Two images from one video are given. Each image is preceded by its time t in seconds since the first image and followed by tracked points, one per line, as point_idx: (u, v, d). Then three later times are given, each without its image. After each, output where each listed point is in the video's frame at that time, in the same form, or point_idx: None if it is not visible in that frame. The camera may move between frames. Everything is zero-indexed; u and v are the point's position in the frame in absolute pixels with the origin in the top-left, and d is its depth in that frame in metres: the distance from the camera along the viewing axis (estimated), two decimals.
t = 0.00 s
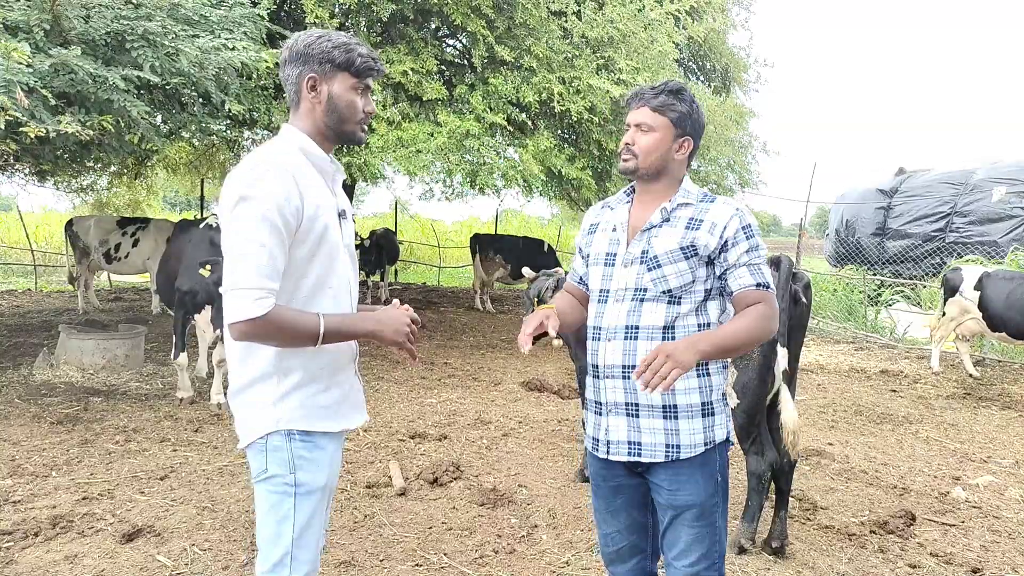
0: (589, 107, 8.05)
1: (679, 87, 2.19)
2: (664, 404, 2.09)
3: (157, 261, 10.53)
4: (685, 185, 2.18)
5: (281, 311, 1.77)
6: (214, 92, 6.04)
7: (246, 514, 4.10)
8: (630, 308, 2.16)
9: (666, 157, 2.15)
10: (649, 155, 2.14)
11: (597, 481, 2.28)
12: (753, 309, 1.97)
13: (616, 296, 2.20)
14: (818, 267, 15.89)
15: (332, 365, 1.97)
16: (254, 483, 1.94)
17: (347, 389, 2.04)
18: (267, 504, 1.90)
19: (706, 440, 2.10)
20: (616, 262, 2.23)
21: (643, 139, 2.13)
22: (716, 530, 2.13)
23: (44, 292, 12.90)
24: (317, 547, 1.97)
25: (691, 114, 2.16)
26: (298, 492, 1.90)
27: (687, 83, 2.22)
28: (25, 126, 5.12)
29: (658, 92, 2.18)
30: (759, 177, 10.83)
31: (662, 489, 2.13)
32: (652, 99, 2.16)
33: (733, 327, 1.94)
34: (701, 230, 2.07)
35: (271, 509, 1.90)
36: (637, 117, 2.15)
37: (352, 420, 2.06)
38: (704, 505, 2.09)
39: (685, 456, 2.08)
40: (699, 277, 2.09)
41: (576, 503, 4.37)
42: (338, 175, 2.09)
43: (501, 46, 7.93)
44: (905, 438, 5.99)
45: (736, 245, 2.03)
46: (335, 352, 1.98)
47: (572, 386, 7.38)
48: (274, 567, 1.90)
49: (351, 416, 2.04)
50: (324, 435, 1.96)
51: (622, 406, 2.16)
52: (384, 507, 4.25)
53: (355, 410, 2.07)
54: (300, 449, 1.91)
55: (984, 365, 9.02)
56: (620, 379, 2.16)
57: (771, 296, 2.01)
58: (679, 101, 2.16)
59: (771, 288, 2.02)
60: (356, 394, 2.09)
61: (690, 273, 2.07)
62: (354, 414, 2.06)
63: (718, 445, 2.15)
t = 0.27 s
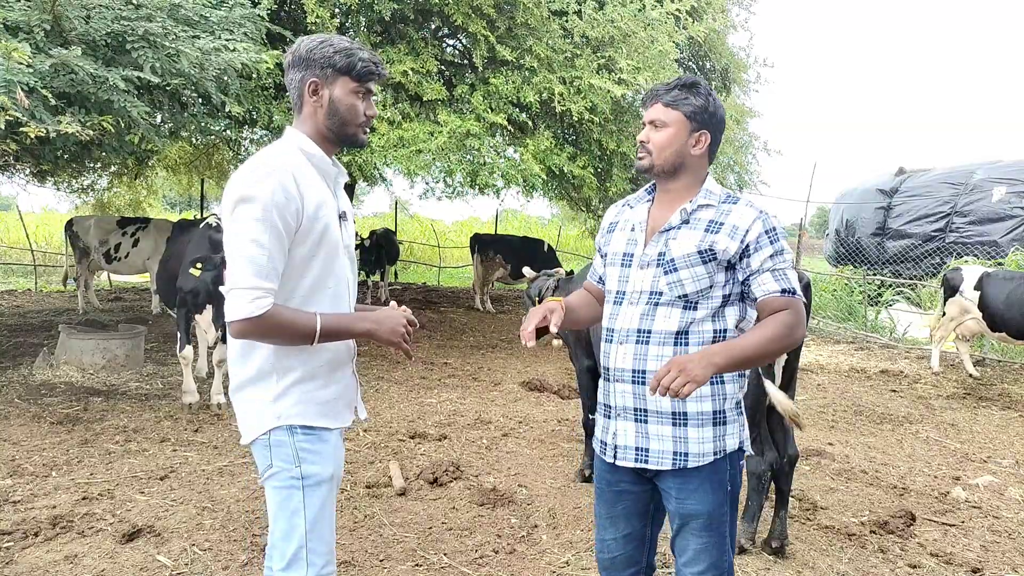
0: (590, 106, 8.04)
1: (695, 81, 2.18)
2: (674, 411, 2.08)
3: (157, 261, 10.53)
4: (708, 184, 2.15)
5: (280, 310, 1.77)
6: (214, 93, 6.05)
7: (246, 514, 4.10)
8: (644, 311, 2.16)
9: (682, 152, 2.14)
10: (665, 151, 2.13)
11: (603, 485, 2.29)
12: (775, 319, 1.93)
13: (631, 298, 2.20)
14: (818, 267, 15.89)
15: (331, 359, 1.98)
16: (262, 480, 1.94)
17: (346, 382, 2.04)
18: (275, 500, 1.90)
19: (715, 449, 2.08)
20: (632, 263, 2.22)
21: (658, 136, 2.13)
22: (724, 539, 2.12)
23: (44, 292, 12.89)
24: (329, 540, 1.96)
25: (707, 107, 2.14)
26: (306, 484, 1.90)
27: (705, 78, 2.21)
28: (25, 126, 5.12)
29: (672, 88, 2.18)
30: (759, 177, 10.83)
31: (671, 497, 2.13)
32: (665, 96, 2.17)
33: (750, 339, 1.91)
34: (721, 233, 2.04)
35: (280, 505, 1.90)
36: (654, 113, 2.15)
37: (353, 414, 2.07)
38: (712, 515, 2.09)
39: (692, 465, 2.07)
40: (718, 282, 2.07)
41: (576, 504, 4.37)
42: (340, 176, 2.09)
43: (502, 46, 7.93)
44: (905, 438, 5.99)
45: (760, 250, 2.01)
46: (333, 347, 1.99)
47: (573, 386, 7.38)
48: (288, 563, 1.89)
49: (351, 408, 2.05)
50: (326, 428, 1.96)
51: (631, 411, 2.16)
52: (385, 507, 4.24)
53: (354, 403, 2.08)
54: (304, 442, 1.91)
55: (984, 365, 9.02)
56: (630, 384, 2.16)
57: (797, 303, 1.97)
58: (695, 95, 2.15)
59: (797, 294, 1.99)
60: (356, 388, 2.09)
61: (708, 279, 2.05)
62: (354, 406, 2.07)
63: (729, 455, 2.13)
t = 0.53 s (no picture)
0: (590, 106, 8.04)
1: (719, 79, 2.17)
2: (681, 416, 2.08)
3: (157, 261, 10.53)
4: (723, 186, 2.15)
5: (277, 307, 1.77)
6: (214, 93, 6.04)
7: (246, 514, 4.10)
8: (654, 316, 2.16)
9: (706, 152, 2.14)
10: (688, 150, 2.13)
11: (606, 486, 2.30)
12: (784, 328, 1.91)
13: (641, 302, 2.21)
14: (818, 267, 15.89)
15: (327, 362, 1.97)
16: (251, 478, 1.95)
17: (342, 385, 2.03)
18: (261, 499, 1.91)
19: (723, 455, 2.07)
20: (644, 265, 2.23)
21: (682, 132, 2.13)
22: (731, 543, 2.12)
23: (44, 292, 12.89)
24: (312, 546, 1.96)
25: (731, 106, 2.14)
26: (292, 488, 1.90)
27: (728, 77, 2.20)
28: (25, 126, 5.13)
29: (696, 84, 2.16)
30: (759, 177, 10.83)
31: (677, 501, 2.13)
32: (690, 92, 2.15)
33: (752, 349, 1.90)
34: (734, 238, 2.04)
35: (264, 506, 1.90)
36: (675, 110, 2.15)
37: (348, 417, 2.06)
38: (718, 520, 2.09)
39: (699, 471, 2.07)
40: (729, 288, 2.06)
41: (575, 504, 4.37)
42: (341, 175, 2.09)
43: (502, 46, 7.93)
44: (905, 438, 6.00)
45: (772, 254, 1.98)
46: (330, 349, 1.98)
47: (573, 386, 7.38)
48: (265, 565, 1.89)
49: (344, 413, 2.04)
50: (318, 432, 1.95)
51: (639, 415, 2.17)
52: (385, 507, 4.25)
53: (349, 408, 2.06)
54: (294, 446, 1.91)
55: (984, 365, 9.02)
56: (637, 388, 2.17)
57: (812, 309, 1.93)
58: (720, 93, 2.15)
59: (812, 298, 1.94)
60: (353, 390, 2.08)
61: (719, 285, 2.05)
62: (348, 412, 2.05)
63: (737, 461, 2.12)
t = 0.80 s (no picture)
0: (590, 107, 8.04)
1: (722, 81, 2.18)
2: (671, 411, 2.09)
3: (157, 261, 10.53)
4: (719, 186, 2.16)
5: (275, 303, 1.76)
6: (214, 93, 6.04)
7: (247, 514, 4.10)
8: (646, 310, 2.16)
9: (712, 155, 2.15)
10: (696, 152, 2.13)
11: (601, 482, 2.30)
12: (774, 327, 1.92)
13: (634, 296, 2.20)
14: (818, 267, 15.88)
15: (326, 363, 1.97)
16: (248, 479, 1.94)
17: (342, 389, 2.03)
18: (258, 502, 1.90)
19: (712, 452, 2.08)
20: (637, 261, 2.23)
21: (690, 134, 2.12)
22: (724, 539, 2.13)
23: (44, 292, 12.88)
24: (307, 551, 1.94)
25: (733, 109, 2.17)
26: (288, 491, 1.89)
27: (728, 78, 2.21)
28: (24, 126, 5.12)
29: (701, 85, 2.15)
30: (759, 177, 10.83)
31: (668, 497, 2.13)
32: (695, 93, 2.15)
33: (740, 347, 1.91)
34: (729, 236, 2.04)
35: (261, 508, 1.89)
36: (681, 112, 2.14)
37: (347, 420, 2.05)
38: (709, 517, 2.09)
39: (688, 466, 2.07)
40: (722, 286, 2.06)
41: (575, 503, 4.37)
42: (339, 173, 2.09)
43: (503, 46, 7.93)
44: (905, 438, 6.00)
45: (765, 255, 2.00)
46: (329, 349, 1.98)
47: (573, 386, 7.38)
48: (260, 569, 1.88)
49: (343, 418, 2.03)
50: (316, 434, 1.95)
51: (630, 409, 2.17)
52: (385, 507, 4.24)
53: (348, 413, 2.05)
54: (291, 448, 1.90)
55: (983, 365, 9.02)
56: (629, 382, 2.17)
57: (800, 312, 1.95)
58: (724, 95, 2.16)
59: (801, 302, 1.96)
60: (352, 393, 2.08)
61: (712, 282, 2.05)
62: (347, 416, 2.04)
63: (727, 458, 2.12)
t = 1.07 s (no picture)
0: (591, 107, 8.04)
1: (706, 82, 2.17)
2: (668, 408, 2.09)
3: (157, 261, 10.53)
4: (707, 186, 2.16)
5: (271, 307, 1.76)
6: (214, 92, 6.04)
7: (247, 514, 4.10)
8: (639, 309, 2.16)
9: (698, 155, 2.14)
10: (679, 154, 2.12)
11: (598, 480, 2.29)
12: (764, 321, 1.94)
13: (627, 296, 2.20)
14: (818, 267, 15.88)
15: (327, 368, 1.97)
16: (245, 482, 1.94)
17: (342, 394, 2.02)
18: (253, 505, 1.90)
19: (709, 447, 2.08)
20: (630, 260, 2.22)
21: (674, 136, 2.12)
22: (722, 534, 2.12)
23: (44, 292, 12.88)
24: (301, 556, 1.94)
25: (719, 109, 2.15)
26: (283, 495, 1.88)
27: (713, 79, 2.21)
28: (24, 126, 5.12)
29: (685, 88, 2.16)
30: (759, 177, 10.83)
31: (666, 494, 2.13)
32: (680, 95, 2.15)
33: (735, 340, 1.90)
34: (719, 234, 2.04)
35: (256, 511, 1.89)
36: (666, 114, 2.14)
37: (346, 424, 2.05)
38: (708, 512, 2.09)
39: (686, 462, 2.07)
40: (714, 283, 2.06)
41: (575, 503, 4.37)
42: (337, 172, 2.09)
43: (503, 47, 7.92)
44: (905, 438, 6.00)
45: (754, 251, 2.00)
46: (330, 353, 1.98)
47: (572, 386, 7.38)
48: (253, 572, 1.88)
49: (343, 423, 2.03)
50: (315, 439, 1.94)
51: (627, 407, 2.17)
52: (385, 507, 4.24)
53: (348, 418, 2.05)
54: (289, 452, 1.90)
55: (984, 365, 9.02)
56: (624, 381, 2.17)
57: (789, 306, 1.96)
58: (707, 95, 2.15)
59: (790, 298, 1.98)
60: (353, 397, 2.07)
61: (704, 279, 2.05)
62: (346, 421, 2.04)
63: (723, 453, 2.13)
